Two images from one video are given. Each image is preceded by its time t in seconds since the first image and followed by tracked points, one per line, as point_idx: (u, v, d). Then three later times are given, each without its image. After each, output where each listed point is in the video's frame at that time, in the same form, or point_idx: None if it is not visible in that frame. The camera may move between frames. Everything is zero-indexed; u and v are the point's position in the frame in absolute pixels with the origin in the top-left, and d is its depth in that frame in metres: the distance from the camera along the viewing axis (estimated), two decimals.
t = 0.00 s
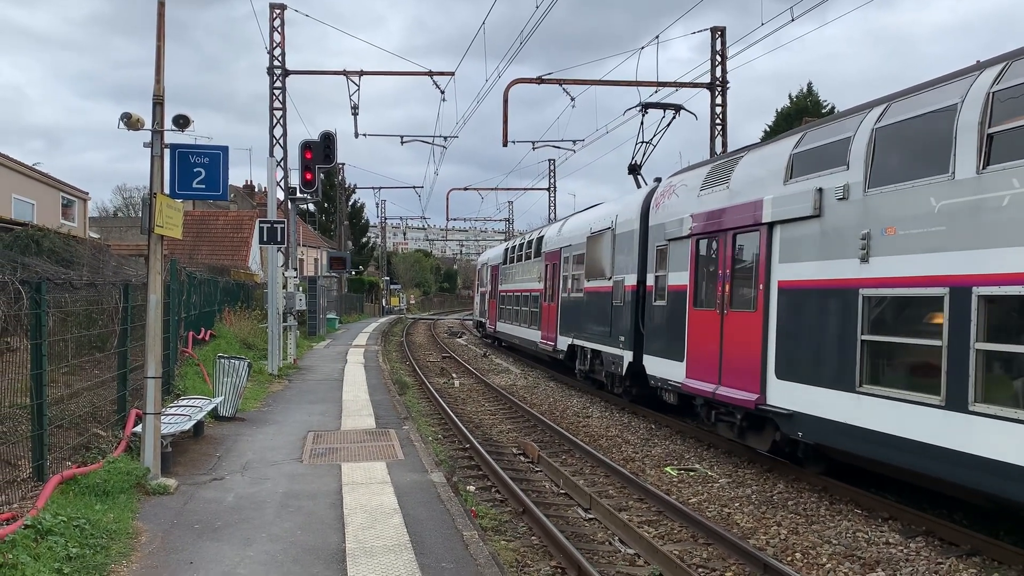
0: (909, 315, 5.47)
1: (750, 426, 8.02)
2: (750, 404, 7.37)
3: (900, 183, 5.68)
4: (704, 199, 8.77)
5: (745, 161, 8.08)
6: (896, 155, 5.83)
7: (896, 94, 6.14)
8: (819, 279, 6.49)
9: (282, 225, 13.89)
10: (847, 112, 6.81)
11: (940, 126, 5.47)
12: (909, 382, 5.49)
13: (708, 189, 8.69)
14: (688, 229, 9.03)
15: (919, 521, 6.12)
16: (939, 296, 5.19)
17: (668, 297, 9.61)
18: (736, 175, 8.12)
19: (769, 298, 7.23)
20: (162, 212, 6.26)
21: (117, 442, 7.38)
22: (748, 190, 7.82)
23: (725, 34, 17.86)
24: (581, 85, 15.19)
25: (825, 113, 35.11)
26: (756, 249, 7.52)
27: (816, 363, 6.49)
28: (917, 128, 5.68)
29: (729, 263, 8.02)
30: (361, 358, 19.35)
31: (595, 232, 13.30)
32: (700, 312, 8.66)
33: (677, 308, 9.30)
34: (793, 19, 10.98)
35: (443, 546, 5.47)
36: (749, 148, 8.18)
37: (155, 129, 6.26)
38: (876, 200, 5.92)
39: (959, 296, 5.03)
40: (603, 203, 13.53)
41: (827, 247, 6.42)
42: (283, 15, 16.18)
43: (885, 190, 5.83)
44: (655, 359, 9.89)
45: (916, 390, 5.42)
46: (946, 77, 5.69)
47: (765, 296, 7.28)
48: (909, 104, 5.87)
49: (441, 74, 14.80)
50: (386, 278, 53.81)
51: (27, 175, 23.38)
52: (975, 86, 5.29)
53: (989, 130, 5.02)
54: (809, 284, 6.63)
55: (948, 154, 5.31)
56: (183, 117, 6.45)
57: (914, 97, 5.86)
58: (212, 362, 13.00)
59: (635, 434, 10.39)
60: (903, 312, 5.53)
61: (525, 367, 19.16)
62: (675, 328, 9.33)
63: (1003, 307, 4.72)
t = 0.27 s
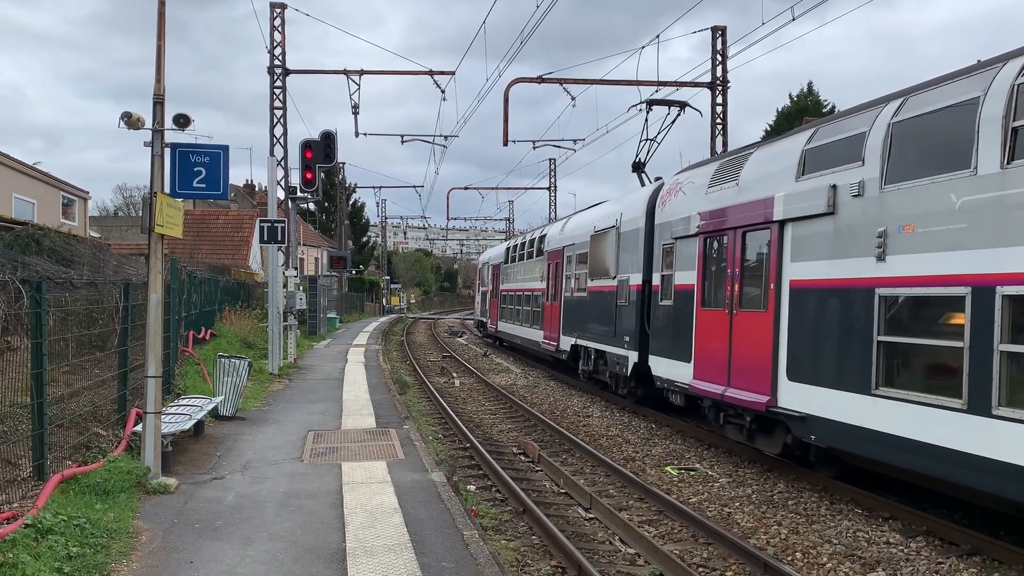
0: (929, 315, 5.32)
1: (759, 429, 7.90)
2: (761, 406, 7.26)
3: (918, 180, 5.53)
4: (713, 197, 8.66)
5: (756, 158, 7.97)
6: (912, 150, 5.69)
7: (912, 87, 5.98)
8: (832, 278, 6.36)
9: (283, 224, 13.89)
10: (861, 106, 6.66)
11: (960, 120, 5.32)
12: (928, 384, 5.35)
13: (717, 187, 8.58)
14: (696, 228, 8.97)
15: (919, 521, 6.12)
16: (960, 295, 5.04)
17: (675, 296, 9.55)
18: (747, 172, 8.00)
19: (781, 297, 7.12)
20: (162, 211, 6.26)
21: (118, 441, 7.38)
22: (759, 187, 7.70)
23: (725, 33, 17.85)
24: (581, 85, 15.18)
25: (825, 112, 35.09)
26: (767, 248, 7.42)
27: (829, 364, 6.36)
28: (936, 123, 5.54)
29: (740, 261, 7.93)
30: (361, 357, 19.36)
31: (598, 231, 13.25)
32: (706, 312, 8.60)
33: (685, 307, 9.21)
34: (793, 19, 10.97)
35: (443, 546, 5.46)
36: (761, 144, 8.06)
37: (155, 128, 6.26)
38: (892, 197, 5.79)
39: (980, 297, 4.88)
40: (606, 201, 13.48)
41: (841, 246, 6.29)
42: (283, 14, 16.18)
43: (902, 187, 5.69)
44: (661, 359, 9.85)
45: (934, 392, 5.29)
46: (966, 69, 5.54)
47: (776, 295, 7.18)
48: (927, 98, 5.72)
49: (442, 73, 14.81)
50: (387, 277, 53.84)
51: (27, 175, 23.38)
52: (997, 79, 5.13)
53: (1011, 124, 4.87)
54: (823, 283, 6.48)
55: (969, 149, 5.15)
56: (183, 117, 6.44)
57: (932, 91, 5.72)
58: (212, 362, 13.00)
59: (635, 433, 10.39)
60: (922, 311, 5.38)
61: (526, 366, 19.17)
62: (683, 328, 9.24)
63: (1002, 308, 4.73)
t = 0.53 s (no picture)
0: (942, 317, 5.25)
1: (767, 433, 7.81)
2: (768, 409, 7.19)
3: (931, 179, 5.46)
4: (720, 197, 8.62)
5: (764, 157, 7.91)
6: (925, 148, 5.62)
7: (926, 84, 5.90)
8: (842, 279, 6.29)
9: (283, 226, 13.89)
10: (872, 104, 6.59)
11: (975, 117, 5.24)
12: (940, 388, 5.27)
13: (725, 186, 8.53)
14: (702, 228, 8.95)
15: (920, 522, 6.12)
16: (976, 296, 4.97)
17: (680, 297, 9.51)
18: (756, 171, 7.95)
19: (789, 298, 7.05)
20: (163, 213, 6.26)
21: (118, 442, 7.39)
22: (767, 187, 7.64)
23: (725, 35, 17.87)
24: (581, 86, 15.20)
25: (825, 113, 35.12)
26: (776, 247, 7.38)
27: (839, 366, 6.29)
28: (949, 120, 5.46)
29: (748, 263, 7.88)
30: (361, 359, 19.37)
31: (601, 232, 13.23)
32: (712, 314, 8.58)
33: (691, 308, 9.17)
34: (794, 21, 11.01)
35: (444, 547, 5.47)
36: (769, 143, 8.00)
37: (155, 130, 6.26)
38: (903, 196, 5.72)
39: (997, 299, 4.81)
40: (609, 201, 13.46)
41: (850, 246, 6.22)
42: (284, 16, 16.20)
43: (914, 186, 5.62)
44: (666, 361, 9.84)
45: (946, 396, 5.21)
46: (980, 65, 5.45)
47: (785, 296, 7.12)
48: (940, 95, 5.64)
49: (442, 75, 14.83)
50: (387, 279, 53.88)
51: (28, 176, 23.41)
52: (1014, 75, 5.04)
53: None
54: (833, 285, 6.40)
55: (985, 146, 5.08)
56: (183, 119, 6.45)
57: (946, 87, 5.64)
58: (213, 363, 13.01)
59: (635, 435, 10.39)
60: (936, 313, 5.30)
61: (526, 368, 19.18)
62: (689, 329, 9.19)
63: (1005, 312, 4.76)
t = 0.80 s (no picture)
0: (953, 319, 5.23)
1: (773, 437, 7.78)
2: (776, 412, 7.18)
3: (942, 180, 5.44)
4: (725, 198, 8.61)
5: (770, 158, 7.91)
6: (935, 148, 5.61)
7: (935, 84, 5.90)
8: (851, 281, 6.27)
9: (284, 228, 13.90)
10: (880, 103, 6.59)
11: (987, 117, 5.24)
12: (952, 391, 5.25)
13: (730, 187, 8.53)
14: (706, 230, 8.95)
15: (922, 524, 6.12)
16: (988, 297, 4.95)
17: (685, 299, 9.50)
18: (762, 172, 7.94)
19: (797, 300, 7.04)
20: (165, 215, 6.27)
21: (120, 445, 7.40)
22: (773, 188, 7.63)
23: (726, 37, 17.87)
24: (582, 89, 15.21)
25: (826, 115, 35.08)
26: (782, 248, 7.37)
27: (847, 369, 6.27)
28: (960, 120, 5.45)
29: (754, 265, 7.87)
30: (363, 361, 19.38)
31: (603, 233, 13.22)
32: (717, 316, 8.57)
33: (696, 310, 9.15)
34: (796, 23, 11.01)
35: (447, 549, 5.47)
36: (775, 143, 8.00)
37: (157, 132, 6.28)
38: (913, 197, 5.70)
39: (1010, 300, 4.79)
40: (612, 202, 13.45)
41: (859, 248, 6.21)
42: (285, 19, 16.22)
43: (925, 186, 5.60)
44: (670, 363, 9.83)
45: (958, 399, 5.19)
46: (990, 64, 5.45)
47: (792, 298, 7.11)
48: (950, 94, 5.64)
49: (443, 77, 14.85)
50: (388, 281, 53.90)
51: (29, 178, 23.45)
52: None
53: None
54: (842, 287, 6.38)
55: (997, 146, 5.07)
56: (185, 121, 6.46)
57: (955, 87, 5.64)
58: (214, 366, 13.02)
59: (637, 437, 10.39)
60: (947, 315, 5.28)
61: (528, 370, 19.20)
62: (693, 331, 9.19)
63: (1014, 313, 4.77)
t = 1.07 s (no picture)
0: (960, 321, 5.22)
1: (777, 439, 7.77)
2: (780, 415, 7.17)
3: (948, 181, 5.44)
4: (729, 200, 8.62)
5: (774, 159, 7.91)
6: (941, 149, 5.60)
7: (941, 85, 5.90)
8: (856, 283, 6.26)
9: (287, 229, 13.91)
10: (885, 105, 6.59)
11: (993, 118, 5.23)
12: (957, 394, 5.24)
13: (734, 188, 8.53)
14: (710, 231, 8.95)
15: (924, 526, 6.11)
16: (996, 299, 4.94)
17: (688, 301, 9.49)
18: (765, 174, 7.94)
19: (801, 302, 7.04)
20: (167, 217, 6.28)
21: (122, 446, 7.40)
22: (778, 189, 7.64)
23: (728, 38, 17.87)
24: (584, 90, 15.22)
25: (828, 117, 35.05)
26: (786, 250, 7.37)
27: (852, 372, 6.26)
28: (966, 122, 5.45)
29: (758, 267, 7.87)
30: (365, 363, 19.38)
31: (606, 235, 13.21)
32: (721, 317, 8.57)
33: (699, 312, 9.15)
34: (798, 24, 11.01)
35: (449, 551, 5.47)
36: (779, 144, 8.00)
37: (160, 134, 6.29)
38: (919, 198, 5.70)
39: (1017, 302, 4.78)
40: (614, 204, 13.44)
41: (864, 250, 6.21)
42: (288, 21, 16.25)
43: (931, 188, 5.60)
44: (673, 365, 9.83)
45: (964, 402, 5.18)
46: (997, 64, 5.44)
47: (796, 300, 7.10)
48: (956, 95, 5.64)
49: (445, 78, 14.86)
50: (390, 282, 53.91)
51: (32, 180, 23.49)
52: None
53: None
54: (846, 290, 6.38)
55: (1004, 147, 5.06)
56: (188, 123, 6.47)
57: (961, 88, 5.64)
58: (217, 367, 13.04)
59: (639, 439, 10.38)
60: (954, 317, 5.28)
61: (530, 372, 19.19)
62: (697, 333, 9.18)
63: (1021, 316, 4.76)
